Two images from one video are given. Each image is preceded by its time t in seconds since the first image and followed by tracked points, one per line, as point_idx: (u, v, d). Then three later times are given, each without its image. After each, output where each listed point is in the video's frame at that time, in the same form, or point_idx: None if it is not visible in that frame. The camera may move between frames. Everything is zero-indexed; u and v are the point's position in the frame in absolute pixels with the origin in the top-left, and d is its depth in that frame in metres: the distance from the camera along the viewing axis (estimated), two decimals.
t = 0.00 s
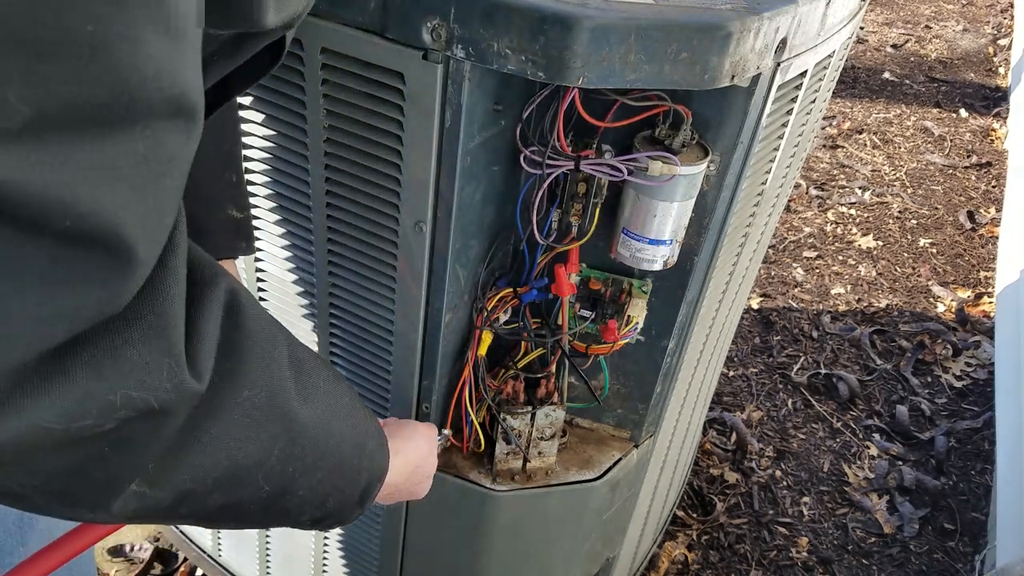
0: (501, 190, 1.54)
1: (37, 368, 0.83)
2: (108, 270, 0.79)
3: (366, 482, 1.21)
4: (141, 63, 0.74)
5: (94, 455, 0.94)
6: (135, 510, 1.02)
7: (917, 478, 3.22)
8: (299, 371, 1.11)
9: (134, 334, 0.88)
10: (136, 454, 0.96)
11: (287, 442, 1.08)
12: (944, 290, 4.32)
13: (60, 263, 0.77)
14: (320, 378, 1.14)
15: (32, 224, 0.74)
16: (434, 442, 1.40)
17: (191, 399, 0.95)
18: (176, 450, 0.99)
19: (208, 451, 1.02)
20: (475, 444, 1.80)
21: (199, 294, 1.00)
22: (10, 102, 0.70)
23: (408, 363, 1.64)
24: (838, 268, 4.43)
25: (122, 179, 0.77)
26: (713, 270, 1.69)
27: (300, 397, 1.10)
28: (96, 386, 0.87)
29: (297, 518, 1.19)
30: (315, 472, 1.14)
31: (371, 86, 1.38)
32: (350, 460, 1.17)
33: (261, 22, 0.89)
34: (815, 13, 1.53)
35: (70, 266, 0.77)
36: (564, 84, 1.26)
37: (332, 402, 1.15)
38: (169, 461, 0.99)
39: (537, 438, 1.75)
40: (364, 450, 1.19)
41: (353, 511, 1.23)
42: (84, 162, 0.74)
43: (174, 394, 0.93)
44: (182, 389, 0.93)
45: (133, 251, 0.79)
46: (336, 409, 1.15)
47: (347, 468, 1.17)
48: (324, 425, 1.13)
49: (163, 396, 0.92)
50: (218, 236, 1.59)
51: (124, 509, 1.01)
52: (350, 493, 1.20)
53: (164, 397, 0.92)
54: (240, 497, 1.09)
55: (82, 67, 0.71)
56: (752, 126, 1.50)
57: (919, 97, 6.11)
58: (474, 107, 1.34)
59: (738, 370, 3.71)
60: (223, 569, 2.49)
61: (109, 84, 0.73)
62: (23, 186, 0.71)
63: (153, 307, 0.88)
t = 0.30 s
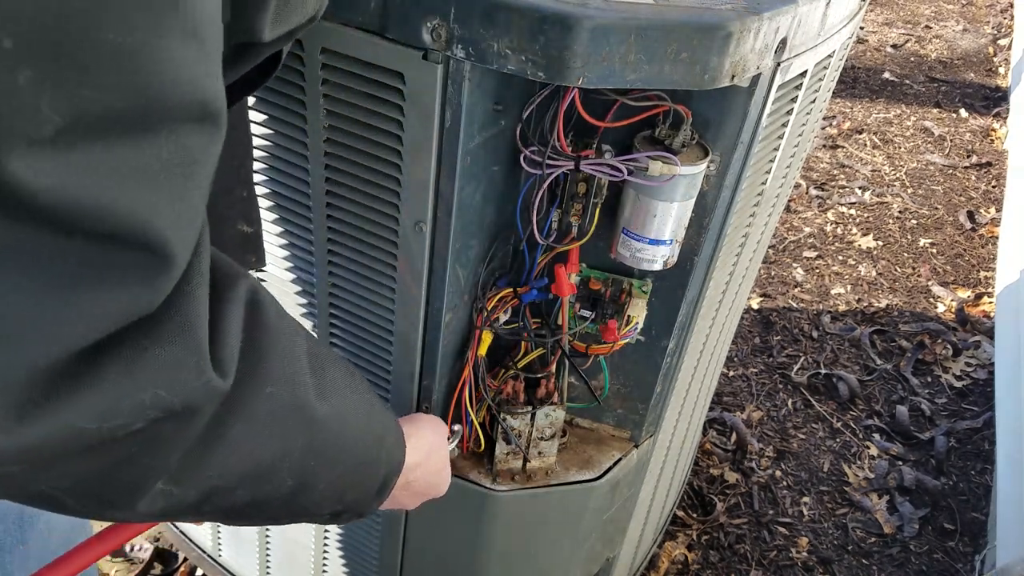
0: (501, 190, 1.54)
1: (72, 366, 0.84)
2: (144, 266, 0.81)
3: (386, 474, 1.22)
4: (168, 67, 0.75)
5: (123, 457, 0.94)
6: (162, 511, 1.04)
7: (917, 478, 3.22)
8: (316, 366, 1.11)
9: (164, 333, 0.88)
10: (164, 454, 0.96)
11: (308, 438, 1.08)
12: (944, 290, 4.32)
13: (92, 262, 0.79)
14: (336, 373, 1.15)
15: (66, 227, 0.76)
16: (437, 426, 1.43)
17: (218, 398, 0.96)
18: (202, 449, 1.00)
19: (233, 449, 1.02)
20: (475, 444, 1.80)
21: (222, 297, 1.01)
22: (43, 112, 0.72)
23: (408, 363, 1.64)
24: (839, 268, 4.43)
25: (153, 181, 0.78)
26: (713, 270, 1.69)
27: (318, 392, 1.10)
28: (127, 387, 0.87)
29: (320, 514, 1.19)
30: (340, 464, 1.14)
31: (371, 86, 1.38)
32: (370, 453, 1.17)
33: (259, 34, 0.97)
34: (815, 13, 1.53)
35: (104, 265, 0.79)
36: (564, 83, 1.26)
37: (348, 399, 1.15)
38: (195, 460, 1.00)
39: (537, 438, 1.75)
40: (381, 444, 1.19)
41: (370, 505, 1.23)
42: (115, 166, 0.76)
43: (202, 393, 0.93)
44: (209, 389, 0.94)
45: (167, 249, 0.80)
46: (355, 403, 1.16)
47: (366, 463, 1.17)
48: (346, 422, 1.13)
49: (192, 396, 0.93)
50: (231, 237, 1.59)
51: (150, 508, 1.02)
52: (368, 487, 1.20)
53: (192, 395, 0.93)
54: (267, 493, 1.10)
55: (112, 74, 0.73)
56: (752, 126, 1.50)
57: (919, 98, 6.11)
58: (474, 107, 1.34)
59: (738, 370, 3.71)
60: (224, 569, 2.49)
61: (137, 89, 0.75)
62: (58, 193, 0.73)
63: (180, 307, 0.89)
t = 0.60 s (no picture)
0: (500, 191, 1.54)
1: (25, 381, 0.85)
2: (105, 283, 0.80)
3: (347, 492, 1.23)
4: (143, 78, 0.76)
5: (76, 468, 0.95)
6: (112, 523, 1.03)
7: (917, 478, 3.22)
8: (281, 384, 1.11)
9: (121, 348, 0.90)
10: (116, 468, 0.96)
11: (266, 457, 1.09)
12: (944, 290, 4.32)
13: (52, 275, 0.78)
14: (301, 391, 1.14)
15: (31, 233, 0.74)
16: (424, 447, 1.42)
17: (173, 416, 0.97)
18: (157, 464, 1.00)
19: (191, 465, 1.02)
20: (475, 445, 1.80)
21: (188, 309, 1.01)
22: (13, 117, 0.71)
23: (408, 363, 1.64)
24: (838, 268, 4.42)
25: (121, 192, 0.78)
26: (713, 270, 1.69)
27: (280, 408, 1.10)
28: (82, 401, 0.88)
29: (279, 526, 1.19)
30: (299, 479, 1.14)
31: (370, 86, 1.38)
32: (331, 467, 1.18)
33: (259, 35, 0.96)
34: (815, 13, 1.53)
35: (63, 278, 0.78)
36: (563, 83, 1.26)
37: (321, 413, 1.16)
38: (148, 474, 1.00)
39: (537, 438, 1.75)
40: (347, 455, 1.20)
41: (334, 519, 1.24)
42: (85, 175, 0.75)
43: (158, 410, 0.94)
44: (165, 406, 0.94)
45: (130, 262, 0.80)
46: (321, 420, 1.16)
47: (325, 476, 1.17)
48: (306, 440, 1.13)
49: (146, 411, 0.93)
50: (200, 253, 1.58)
51: (99, 523, 1.01)
52: (331, 501, 1.21)
53: (147, 411, 0.93)
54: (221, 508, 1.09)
55: (86, 82, 0.73)
56: (752, 126, 1.50)
57: (919, 97, 6.11)
58: (474, 107, 1.34)
59: (738, 370, 3.71)
60: (224, 569, 2.49)
61: (111, 98, 0.74)
62: (28, 201, 0.72)
63: (139, 324, 0.91)
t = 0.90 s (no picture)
0: (500, 190, 1.54)
1: (48, 363, 0.85)
2: (119, 275, 0.82)
3: (363, 462, 1.23)
4: (156, 81, 0.76)
5: (74, 455, 0.94)
6: (136, 499, 1.03)
7: (917, 478, 3.22)
8: (293, 357, 1.12)
9: (138, 332, 0.90)
10: (139, 445, 0.97)
11: (282, 432, 1.09)
12: (944, 290, 4.32)
13: (71, 265, 0.79)
14: (315, 365, 1.15)
15: (48, 228, 0.76)
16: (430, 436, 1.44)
17: (190, 394, 0.96)
18: (179, 438, 1.00)
19: (210, 440, 1.02)
20: (475, 444, 1.80)
21: (198, 291, 1.02)
22: (33, 123, 0.72)
23: (408, 363, 1.64)
24: (838, 268, 4.43)
25: (135, 190, 0.80)
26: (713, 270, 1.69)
27: (294, 384, 1.11)
28: (103, 382, 0.88)
29: (295, 499, 1.19)
30: (310, 456, 1.14)
31: (370, 86, 1.38)
32: (341, 444, 1.17)
33: (261, 39, 0.96)
34: (815, 13, 1.53)
35: (81, 270, 0.80)
36: (563, 83, 1.26)
37: (329, 387, 1.16)
38: (169, 450, 1.00)
39: (537, 438, 1.75)
40: (358, 429, 1.20)
41: (348, 491, 1.24)
42: (99, 173, 0.76)
43: (175, 389, 0.94)
44: (183, 385, 0.95)
45: (147, 257, 0.82)
46: (333, 398, 1.16)
47: (338, 449, 1.17)
48: (315, 414, 1.13)
49: (165, 391, 0.93)
50: (209, 241, 1.61)
51: (127, 495, 1.01)
52: (344, 473, 1.21)
53: (165, 390, 0.93)
54: (243, 480, 1.10)
55: (104, 91, 0.74)
56: (752, 127, 1.50)
57: (919, 97, 6.11)
58: (474, 107, 1.34)
59: (738, 370, 3.71)
60: (224, 569, 2.49)
61: (125, 102, 0.75)
62: (45, 200, 0.74)
63: (155, 306, 0.91)
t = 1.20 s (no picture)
0: (500, 190, 1.54)
1: (101, 351, 0.88)
2: (169, 260, 0.84)
3: (385, 449, 1.24)
4: (191, 78, 0.79)
5: (77, 453, 0.94)
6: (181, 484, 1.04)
7: (917, 478, 3.22)
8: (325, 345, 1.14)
9: (185, 318, 0.91)
10: (186, 429, 0.98)
11: (317, 414, 1.10)
12: (944, 289, 4.32)
13: (126, 252, 0.81)
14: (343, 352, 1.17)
15: (93, 222, 0.78)
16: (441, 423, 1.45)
17: (236, 377, 0.98)
18: (219, 426, 1.01)
19: (251, 424, 1.03)
20: (475, 444, 1.80)
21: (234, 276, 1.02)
22: (80, 122, 0.74)
23: (408, 363, 1.64)
24: (838, 268, 4.42)
25: (177, 180, 0.82)
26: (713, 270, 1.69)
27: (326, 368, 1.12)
28: (154, 366, 0.90)
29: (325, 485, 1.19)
30: (339, 440, 1.15)
31: (371, 86, 1.38)
32: (369, 428, 1.18)
33: (269, 41, 0.98)
34: (815, 13, 1.53)
35: (132, 260, 0.82)
36: (563, 83, 1.26)
37: (355, 376, 1.17)
38: (213, 436, 1.01)
39: (537, 438, 1.75)
40: (381, 415, 1.21)
41: (371, 476, 1.24)
42: (141, 166, 0.78)
43: (222, 372, 0.96)
44: (229, 369, 0.96)
45: (195, 245, 0.84)
46: (358, 384, 1.17)
47: (363, 438, 1.18)
48: (343, 401, 1.14)
49: (213, 375, 0.95)
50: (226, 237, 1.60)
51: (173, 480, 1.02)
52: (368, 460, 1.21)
53: (212, 373, 0.95)
54: (278, 465, 1.10)
55: (145, 88, 0.76)
56: (752, 127, 1.50)
57: (919, 97, 6.11)
58: (474, 107, 1.34)
59: (738, 370, 3.71)
60: (224, 569, 2.49)
61: (163, 98, 0.78)
62: (91, 196, 0.76)
63: (200, 294, 0.92)
